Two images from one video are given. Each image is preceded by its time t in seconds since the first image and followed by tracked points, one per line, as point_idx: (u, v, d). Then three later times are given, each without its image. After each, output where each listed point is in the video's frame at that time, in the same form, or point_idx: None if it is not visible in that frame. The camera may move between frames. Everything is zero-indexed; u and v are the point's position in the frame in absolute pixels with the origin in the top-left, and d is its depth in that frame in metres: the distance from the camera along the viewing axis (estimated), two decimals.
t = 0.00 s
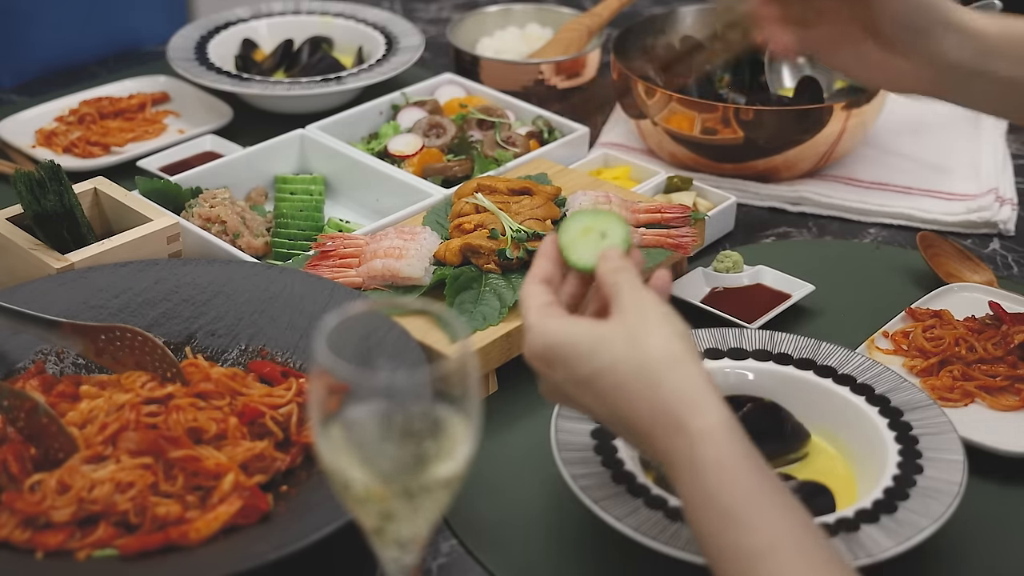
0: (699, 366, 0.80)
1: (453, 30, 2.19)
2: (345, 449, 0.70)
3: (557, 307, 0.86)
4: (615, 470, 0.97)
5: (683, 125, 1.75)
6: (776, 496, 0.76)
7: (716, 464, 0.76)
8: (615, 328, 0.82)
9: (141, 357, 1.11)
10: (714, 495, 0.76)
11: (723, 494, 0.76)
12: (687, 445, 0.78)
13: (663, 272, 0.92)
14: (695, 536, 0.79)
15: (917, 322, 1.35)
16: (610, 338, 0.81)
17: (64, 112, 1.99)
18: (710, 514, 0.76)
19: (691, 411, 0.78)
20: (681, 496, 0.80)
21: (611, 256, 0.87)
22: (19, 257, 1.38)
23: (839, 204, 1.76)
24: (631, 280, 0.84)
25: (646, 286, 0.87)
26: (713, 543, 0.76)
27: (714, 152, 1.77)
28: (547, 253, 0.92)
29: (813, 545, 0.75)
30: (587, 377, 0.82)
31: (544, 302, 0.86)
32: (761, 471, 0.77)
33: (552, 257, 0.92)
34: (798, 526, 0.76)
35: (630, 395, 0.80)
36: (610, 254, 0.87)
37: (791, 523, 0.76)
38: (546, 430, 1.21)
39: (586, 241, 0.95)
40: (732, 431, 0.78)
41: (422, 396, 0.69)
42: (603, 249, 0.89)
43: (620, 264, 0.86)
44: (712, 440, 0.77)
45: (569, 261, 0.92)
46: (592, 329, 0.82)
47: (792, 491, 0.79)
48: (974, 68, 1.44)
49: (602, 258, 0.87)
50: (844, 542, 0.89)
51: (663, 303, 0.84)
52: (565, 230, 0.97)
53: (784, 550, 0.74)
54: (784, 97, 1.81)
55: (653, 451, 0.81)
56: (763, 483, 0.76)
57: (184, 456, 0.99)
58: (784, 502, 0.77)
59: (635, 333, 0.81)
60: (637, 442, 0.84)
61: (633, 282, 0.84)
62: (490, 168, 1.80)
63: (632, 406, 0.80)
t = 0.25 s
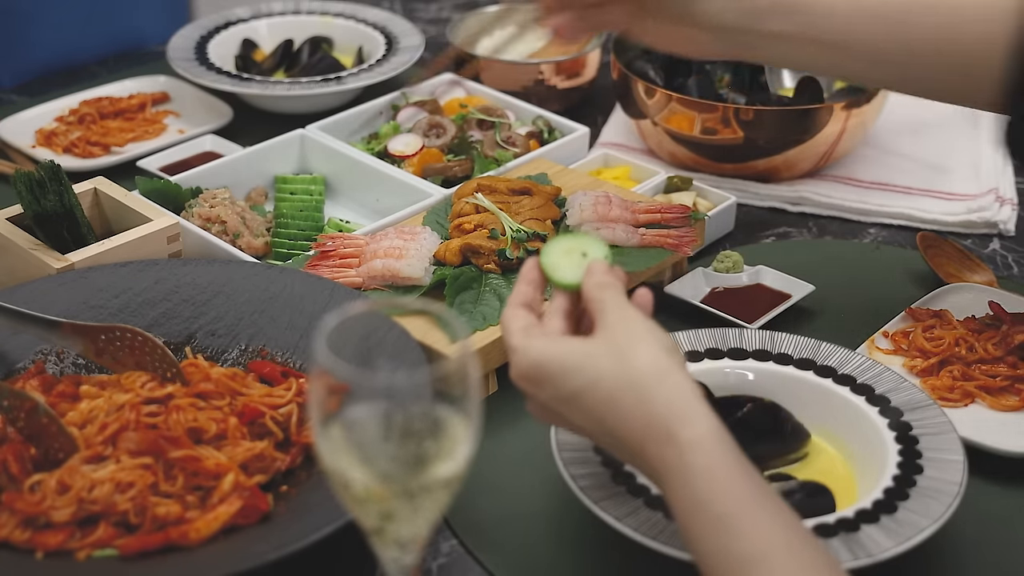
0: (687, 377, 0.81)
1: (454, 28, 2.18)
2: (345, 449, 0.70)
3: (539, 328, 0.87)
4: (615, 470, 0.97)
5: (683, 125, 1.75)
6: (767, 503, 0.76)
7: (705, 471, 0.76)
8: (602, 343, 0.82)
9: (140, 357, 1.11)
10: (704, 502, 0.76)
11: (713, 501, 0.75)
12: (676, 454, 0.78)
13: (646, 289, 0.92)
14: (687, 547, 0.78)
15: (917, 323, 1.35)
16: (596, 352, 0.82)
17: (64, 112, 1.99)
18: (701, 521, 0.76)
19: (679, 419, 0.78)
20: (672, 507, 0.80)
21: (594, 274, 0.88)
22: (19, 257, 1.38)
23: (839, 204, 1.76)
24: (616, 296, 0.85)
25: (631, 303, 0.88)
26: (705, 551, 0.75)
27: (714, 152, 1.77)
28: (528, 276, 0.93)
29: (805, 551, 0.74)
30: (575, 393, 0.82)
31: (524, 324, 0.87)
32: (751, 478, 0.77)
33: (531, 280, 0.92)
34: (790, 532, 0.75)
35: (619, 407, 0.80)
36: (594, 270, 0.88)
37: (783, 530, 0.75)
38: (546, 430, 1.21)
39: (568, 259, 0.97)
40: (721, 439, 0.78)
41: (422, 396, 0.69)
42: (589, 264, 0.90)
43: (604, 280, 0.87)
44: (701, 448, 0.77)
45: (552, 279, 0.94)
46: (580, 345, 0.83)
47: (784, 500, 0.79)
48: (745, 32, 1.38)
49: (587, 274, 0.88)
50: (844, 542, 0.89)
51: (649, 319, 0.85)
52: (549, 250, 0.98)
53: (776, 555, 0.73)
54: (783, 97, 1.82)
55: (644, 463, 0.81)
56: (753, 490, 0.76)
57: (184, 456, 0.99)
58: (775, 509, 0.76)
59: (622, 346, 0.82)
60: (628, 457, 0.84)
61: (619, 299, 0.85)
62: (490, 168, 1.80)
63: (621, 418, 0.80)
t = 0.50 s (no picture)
0: (688, 376, 0.81)
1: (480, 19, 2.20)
2: (345, 449, 0.70)
3: (544, 329, 0.87)
4: (615, 470, 0.97)
5: (683, 125, 1.75)
6: (766, 502, 0.76)
7: (706, 469, 0.76)
8: (604, 343, 0.83)
9: (140, 357, 1.11)
10: (706, 501, 0.76)
11: (713, 499, 0.76)
12: (677, 452, 0.78)
13: (652, 294, 0.93)
14: (687, 546, 0.78)
15: (917, 323, 1.35)
16: (598, 352, 0.82)
17: (64, 112, 1.99)
18: (702, 520, 0.76)
19: (680, 418, 0.78)
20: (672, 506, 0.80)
21: (602, 277, 0.89)
22: (19, 257, 1.38)
23: (839, 204, 1.76)
24: (621, 299, 0.86)
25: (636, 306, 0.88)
26: (705, 550, 0.76)
27: (714, 152, 1.77)
28: (535, 279, 0.93)
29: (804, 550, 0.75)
30: (576, 392, 0.82)
31: (529, 325, 0.87)
32: (752, 477, 0.77)
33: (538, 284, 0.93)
34: (792, 531, 0.75)
35: (620, 405, 0.80)
36: (604, 272, 0.89)
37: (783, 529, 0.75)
38: (546, 430, 1.21)
39: (577, 262, 0.94)
40: (722, 438, 0.78)
41: (422, 396, 0.69)
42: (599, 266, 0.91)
43: (611, 283, 0.88)
44: (702, 447, 0.77)
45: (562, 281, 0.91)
46: (582, 345, 0.83)
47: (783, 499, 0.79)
48: (614, 47, 1.22)
49: (596, 277, 0.89)
50: (844, 541, 0.89)
51: (651, 320, 0.85)
52: (557, 253, 0.95)
53: (775, 553, 0.74)
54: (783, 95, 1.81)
55: (644, 462, 0.81)
56: (753, 489, 0.76)
57: (184, 456, 0.99)
58: (775, 508, 0.76)
59: (623, 346, 0.82)
60: (628, 456, 0.84)
61: (622, 301, 0.86)
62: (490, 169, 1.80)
63: (621, 416, 0.80)
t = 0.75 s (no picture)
0: (693, 373, 0.81)
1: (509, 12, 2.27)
2: (345, 448, 0.70)
3: (554, 325, 0.87)
4: (615, 470, 0.97)
5: (683, 125, 1.83)
6: (770, 501, 0.76)
7: (710, 466, 0.76)
8: (612, 341, 0.83)
9: (140, 357, 1.11)
10: (710, 500, 0.76)
11: (717, 497, 0.76)
12: (682, 450, 0.78)
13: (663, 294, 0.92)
14: (691, 543, 0.78)
15: (917, 323, 1.35)
16: (606, 349, 0.82)
17: (64, 112, 1.99)
18: (706, 518, 0.76)
19: (685, 415, 0.78)
20: (676, 502, 0.80)
21: (615, 276, 0.89)
22: (19, 257, 1.38)
23: (839, 204, 1.76)
24: (632, 298, 0.86)
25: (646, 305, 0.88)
26: (708, 547, 0.76)
27: (715, 152, 1.79)
28: (547, 275, 0.93)
29: (807, 547, 0.75)
30: (582, 388, 0.82)
31: (540, 321, 0.87)
32: (756, 475, 0.77)
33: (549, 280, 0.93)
34: (796, 531, 0.75)
35: (625, 402, 0.80)
36: (617, 271, 0.89)
37: (786, 527, 0.76)
38: (545, 430, 1.21)
39: (588, 259, 0.96)
40: (727, 436, 0.78)
41: (422, 396, 0.70)
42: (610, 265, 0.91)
43: (624, 282, 0.88)
44: (706, 444, 0.77)
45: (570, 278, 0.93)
46: (590, 340, 0.83)
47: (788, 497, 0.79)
48: (559, 68, 1.43)
49: (609, 275, 0.89)
50: (844, 541, 0.89)
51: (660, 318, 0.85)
52: (567, 252, 0.97)
53: (778, 552, 0.74)
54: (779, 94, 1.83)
55: (649, 459, 0.81)
56: (756, 486, 0.76)
57: (184, 456, 0.99)
58: (779, 508, 0.76)
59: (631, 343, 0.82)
60: (634, 452, 0.84)
61: (632, 299, 0.86)
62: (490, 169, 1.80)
63: (626, 412, 0.80)
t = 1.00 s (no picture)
0: (694, 373, 0.81)
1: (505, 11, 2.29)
2: (345, 448, 0.70)
3: (555, 323, 0.87)
4: (615, 470, 0.97)
5: (683, 126, 1.88)
6: (770, 501, 0.76)
7: (710, 466, 0.76)
8: (613, 340, 0.83)
9: (140, 357, 1.11)
10: (709, 499, 0.76)
11: (717, 496, 0.76)
12: (682, 449, 0.78)
13: (665, 291, 0.92)
14: (691, 542, 0.78)
15: (917, 323, 1.35)
16: (607, 348, 0.82)
17: (64, 112, 1.99)
18: (706, 517, 0.76)
19: (684, 414, 0.78)
20: (676, 502, 0.80)
21: (616, 274, 0.88)
22: (19, 257, 1.38)
23: (838, 204, 1.76)
24: (633, 296, 0.86)
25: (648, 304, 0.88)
26: (708, 547, 0.76)
27: (715, 152, 1.80)
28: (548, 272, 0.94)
29: (806, 547, 0.75)
30: (582, 387, 0.82)
31: (541, 319, 0.87)
32: (756, 475, 0.77)
33: (551, 278, 0.93)
34: (796, 531, 0.75)
35: (625, 401, 0.80)
36: (618, 269, 0.89)
37: (785, 527, 0.76)
38: (545, 430, 1.21)
39: (589, 256, 0.95)
40: (726, 436, 0.78)
41: (422, 396, 0.70)
42: (612, 262, 0.91)
43: (624, 280, 0.87)
44: (706, 444, 0.77)
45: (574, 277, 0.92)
46: (591, 339, 0.83)
47: (788, 497, 0.79)
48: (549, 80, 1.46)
49: (611, 273, 0.89)
50: (844, 541, 0.89)
51: (660, 317, 0.85)
52: (569, 250, 0.96)
53: (778, 552, 0.74)
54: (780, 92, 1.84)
55: (649, 458, 0.81)
56: (756, 486, 0.76)
57: (184, 456, 0.99)
58: (779, 508, 0.76)
59: (632, 342, 0.82)
60: (633, 452, 0.84)
61: (633, 298, 0.86)
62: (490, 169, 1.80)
63: (626, 412, 0.80)
